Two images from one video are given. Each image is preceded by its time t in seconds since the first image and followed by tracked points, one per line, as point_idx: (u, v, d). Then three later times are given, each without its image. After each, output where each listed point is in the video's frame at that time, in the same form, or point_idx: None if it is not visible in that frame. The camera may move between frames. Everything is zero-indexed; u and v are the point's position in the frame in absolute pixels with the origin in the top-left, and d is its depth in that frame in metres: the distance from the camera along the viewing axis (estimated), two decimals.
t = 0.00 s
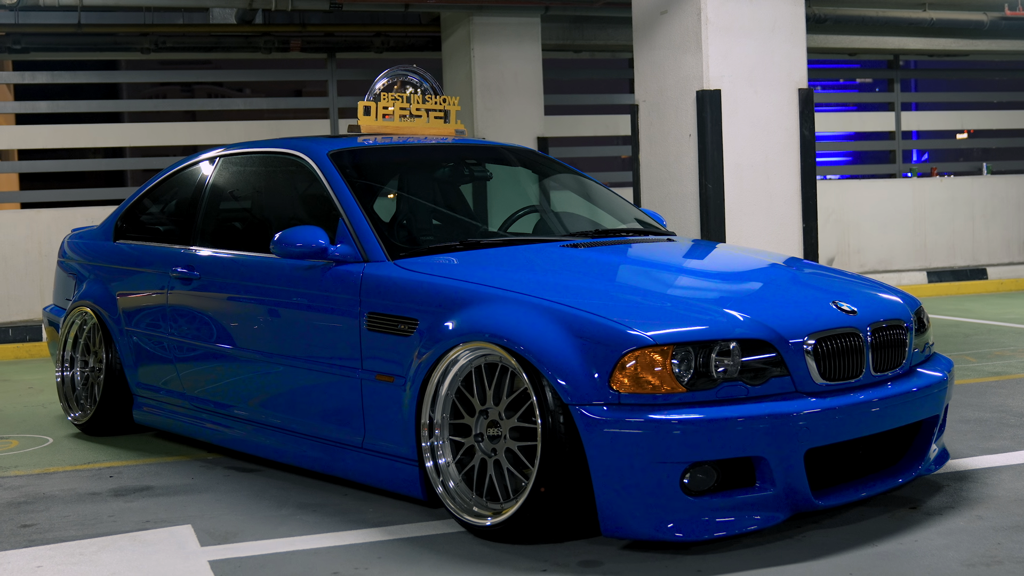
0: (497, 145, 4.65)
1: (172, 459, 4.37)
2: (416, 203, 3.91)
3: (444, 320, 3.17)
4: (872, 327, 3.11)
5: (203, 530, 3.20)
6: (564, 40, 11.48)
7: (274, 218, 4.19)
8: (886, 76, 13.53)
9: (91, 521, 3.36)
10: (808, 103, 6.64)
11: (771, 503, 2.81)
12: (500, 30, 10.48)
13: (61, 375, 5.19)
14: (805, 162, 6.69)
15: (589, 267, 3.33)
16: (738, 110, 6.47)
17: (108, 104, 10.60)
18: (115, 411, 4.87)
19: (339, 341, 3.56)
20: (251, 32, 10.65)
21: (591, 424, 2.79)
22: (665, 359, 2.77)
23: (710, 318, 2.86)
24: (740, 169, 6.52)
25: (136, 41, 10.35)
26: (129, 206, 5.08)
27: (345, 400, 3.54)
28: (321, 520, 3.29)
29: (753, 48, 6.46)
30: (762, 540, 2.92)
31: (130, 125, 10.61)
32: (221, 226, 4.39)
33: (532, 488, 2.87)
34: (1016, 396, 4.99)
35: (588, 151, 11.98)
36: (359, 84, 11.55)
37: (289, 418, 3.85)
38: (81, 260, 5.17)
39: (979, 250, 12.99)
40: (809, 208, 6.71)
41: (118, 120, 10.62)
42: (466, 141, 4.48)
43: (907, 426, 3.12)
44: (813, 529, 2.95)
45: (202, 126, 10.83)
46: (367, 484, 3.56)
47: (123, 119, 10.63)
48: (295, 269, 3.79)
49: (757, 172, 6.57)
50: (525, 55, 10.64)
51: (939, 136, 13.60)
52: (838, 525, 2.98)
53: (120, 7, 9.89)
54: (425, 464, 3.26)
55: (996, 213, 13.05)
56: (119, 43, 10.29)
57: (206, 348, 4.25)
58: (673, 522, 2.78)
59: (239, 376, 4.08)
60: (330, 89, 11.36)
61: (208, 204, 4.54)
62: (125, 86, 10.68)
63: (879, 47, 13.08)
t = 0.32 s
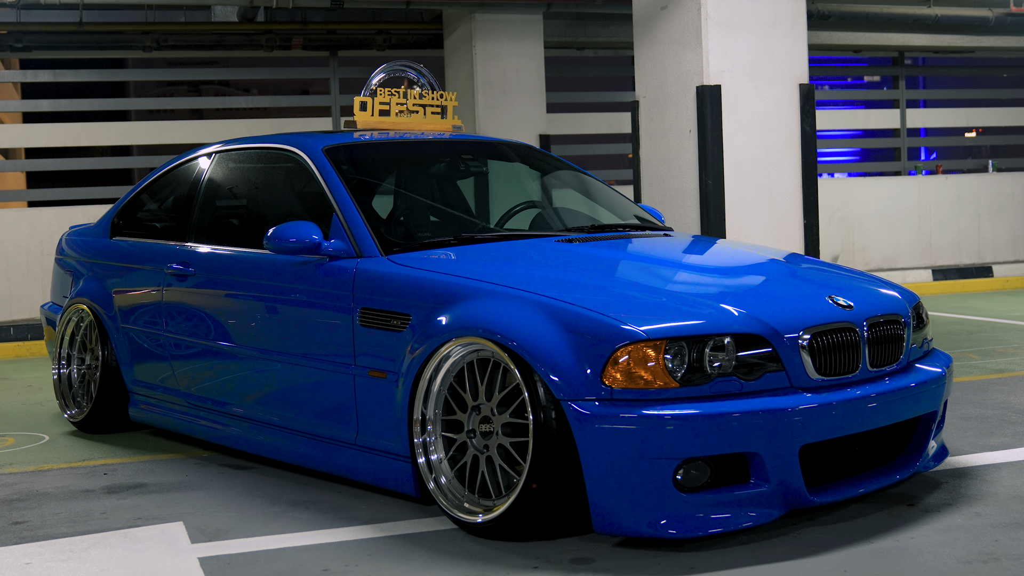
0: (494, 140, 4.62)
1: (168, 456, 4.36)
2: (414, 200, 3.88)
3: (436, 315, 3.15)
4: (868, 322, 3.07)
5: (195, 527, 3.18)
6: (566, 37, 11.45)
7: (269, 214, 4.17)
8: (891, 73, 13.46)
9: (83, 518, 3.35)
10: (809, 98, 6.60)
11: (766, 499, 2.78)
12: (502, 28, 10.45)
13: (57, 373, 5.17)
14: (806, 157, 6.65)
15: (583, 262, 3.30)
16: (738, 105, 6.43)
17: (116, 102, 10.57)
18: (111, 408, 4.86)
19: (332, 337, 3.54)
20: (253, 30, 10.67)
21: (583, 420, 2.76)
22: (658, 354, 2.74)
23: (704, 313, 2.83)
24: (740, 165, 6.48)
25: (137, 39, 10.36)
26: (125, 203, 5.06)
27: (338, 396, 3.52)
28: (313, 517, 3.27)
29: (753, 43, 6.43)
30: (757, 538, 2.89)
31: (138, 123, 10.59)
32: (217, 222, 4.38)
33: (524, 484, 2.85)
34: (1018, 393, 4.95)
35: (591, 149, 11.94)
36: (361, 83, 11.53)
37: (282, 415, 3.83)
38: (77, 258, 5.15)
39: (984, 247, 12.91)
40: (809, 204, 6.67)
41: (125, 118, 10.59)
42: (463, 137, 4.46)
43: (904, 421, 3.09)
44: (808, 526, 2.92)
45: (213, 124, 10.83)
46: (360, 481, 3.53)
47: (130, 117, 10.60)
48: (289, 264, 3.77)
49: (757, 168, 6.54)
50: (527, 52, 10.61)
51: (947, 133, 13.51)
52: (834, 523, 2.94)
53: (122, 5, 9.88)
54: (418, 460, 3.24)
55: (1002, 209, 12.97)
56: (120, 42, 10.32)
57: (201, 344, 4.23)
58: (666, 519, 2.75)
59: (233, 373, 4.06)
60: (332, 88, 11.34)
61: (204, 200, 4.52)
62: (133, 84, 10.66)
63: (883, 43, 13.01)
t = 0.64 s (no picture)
0: (492, 135, 4.59)
1: (163, 453, 4.34)
2: (410, 196, 3.86)
3: (428, 310, 3.12)
4: (864, 316, 3.04)
5: (185, 524, 3.16)
6: (569, 34, 11.42)
7: (263, 210, 4.15)
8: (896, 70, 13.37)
9: (74, 515, 3.33)
10: (809, 93, 6.55)
11: (759, 496, 2.75)
12: (504, 25, 10.41)
13: (53, 370, 5.16)
14: (806, 153, 6.61)
15: (578, 257, 3.27)
16: (738, 100, 6.40)
17: (124, 100, 10.56)
18: (107, 405, 4.85)
19: (325, 333, 3.51)
20: (254, 27, 10.67)
21: (574, 416, 2.73)
22: (651, 349, 2.71)
23: (698, 307, 2.80)
24: (740, 161, 6.45)
25: (139, 37, 10.35)
26: (121, 199, 5.05)
27: (331, 392, 3.50)
28: (304, 514, 3.24)
29: (754, 38, 6.39)
30: (750, 535, 2.86)
31: (145, 121, 10.60)
32: (212, 218, 4.35)
33: (515, 480, 2.82)
34: (1020, 390, 4.91)
35: (595, 147, 11.94)
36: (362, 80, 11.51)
37: (276, 411, 3.81)
38: (73, 255, 5.14)
39: (990, 245, 12.84)
40: (810, 200, 6.63)
41: (133, 116, 10.59)
42: (460, 132, 4.43)
43: (902, 417, 3.05)
44: (803, 523, 2.89)
45: (222, 121, 10.85)
46: (353, 477, 3.51)
47: (138, 115, 10.60)
48: (282, 260, 3.75)
49: (758, 163, 6.50)
50: (530, 49, 10.58)
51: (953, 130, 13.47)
52: (829, 519, 2.91)
53: (124, 4, 9.88)
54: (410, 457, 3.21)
55: (1008, 207, 12.90)
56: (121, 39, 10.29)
57: (195, 341, 4.21)
58: (659, 516, 2.72)
59: (227, 370, 4.04)
60: (335, 85, 11.32)
61: (199, 196, 4.50)
62: (141, 82, 10.64)
63: (888, 40, 12.94)
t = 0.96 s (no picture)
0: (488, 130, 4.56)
1: (158, 450, 4.32)
2: (407, 192, 3.83)
3: (420, 305, 3.10)
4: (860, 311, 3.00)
5: (176, 521, 3.14)
6: (571, 31, 11.39)
7: (258, 206, 4.12)
8: (901, 67, 13.30)
9: (65, 512, 3.31)
10: (810, 88, 6.51)
11: (752, 492, 2.72)
12: (505, 21, 10.38)
13: (50, 366, 5.15)
14: (807, 148, 6.57)
15: (571, 251, 3.25)
16: (738, 96, 6.36)
17: (132, 98, 10.56)
18: (103, 402, 4.84)
19: (317, 329, 3.49)
20: (256, 25, 10.62)
21: (565, 411, 2.70)
22: (643, 345, 2.68)
23: (690, 301, 2.77)
24: (740, 156, 6.42)
25: (140, 34, 10.29)
26: (117, 196, 5.03)
27: (323, 389, 3.48)
28: (296, 511, 3.22)
29: (754, 32, 6.35)
30: (744, 531, 2.83)
31: (152, 119, 10.59)
32: (206, 214, 4.33)
33: (506, 476, 2.80)
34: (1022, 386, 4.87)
35: (598, 144, 11.90)
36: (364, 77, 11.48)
37: (269, 408, 3.79)
38: (70, 250, 5.12)
39: (995, 242, 12.77)
40: (810, 195, 6.59)
41: (140, 114, 10.59)
42: (456, 127, 4.39)
43: (899, 412, 3.02)
44: (797, 520, 2.86)
45: (227, 119, 10.87)
46: (346, 474, 3.49)
47: (145, 113, 10.60)
48: (275, 255, 3.72)
49: (758, 159, 6.46)
50: (532, 46, 10.55)
51: (957, 127, 13.40)
52: (824, 516, 2.88)
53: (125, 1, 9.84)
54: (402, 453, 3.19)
55: (1013, 204, 12.83)
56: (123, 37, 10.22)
57: (191, 338, 4.19)
58: (652, 512, 2.69)
59: (221, 367, 4.02)
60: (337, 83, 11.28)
61: (194, 192, 4.49)
62: (148, 79, 10.63)
63: (892, 36, 12.86)
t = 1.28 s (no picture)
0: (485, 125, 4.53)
1: (152, 447, 4.31)
2: (404, 188, 3.80)
3: (412, 299, 3.07)
4: (855, 306, 2.97)
5: (166, 517, 3.12)
6: (573, 27, 11.37)
7: (253, 201, 4.10)
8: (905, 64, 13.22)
9: (56, 508, 3.30)
10: (810, 83, 6.47)
11: (746, 488, 2.69)
12: (507, 19, 10.35)
13: (47, 363, 5.14)
14: (807, 143, 6.53)
15: (566, 245, 3.22)
16: (738, 91, 6.34)
17: (137, 95, 10.57)
18: (99, 399, 4.84)
19: (310, 324, 3.47)
20: (257, 23, 10.38)
21: (556, 407, 2.68)
22: (634, 339, 2.65)
23: (684, 296, 2.74)
24: (740, 152, 6.39)
25: (141, 33, 10.16)
26: (114, 192, 5.02)
27: (315, 384, 3.46)
28: (287, 507, 3.20)
29: (753, 27, 6.33)
30: (737, 528, 2.80)
31: (159, 116, 10.59)
32: (202, 210, 4.31)
33: (497, 472, 2.77)
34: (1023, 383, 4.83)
35: (601, 141, 11.87)
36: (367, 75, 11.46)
37: (264, 404, 3.77)
38: (67, 246, 5.11)
39: (1001, 240, 12.69)
40: (811, 191, 6.55)
41: (147, 112, 10.59)
42: (454, 122, 4.36)
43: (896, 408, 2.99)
44: (792, 517, 2.83)
45: (232, 116, 10.88)
46: (339, 470, 3.47)
47: (152, 110, 10.60)
48: (268, 251, 3.70)
49: (758, 154, 6.43)
50: (533, 43, 10.52)
51: (962, 124, 13.33)
52: (818, 513, 2.85)
53: None
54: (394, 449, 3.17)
55: (1019, 201, 12.75)
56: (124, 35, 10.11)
57: (185, 335, 4.17)
58: (644, 509, 2.66)
59: (215, 363, 4.00)
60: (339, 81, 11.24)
61: (189, 188, 4.47)
62: (155, 77, 10.63)
63: (896, 33, 12.78)
